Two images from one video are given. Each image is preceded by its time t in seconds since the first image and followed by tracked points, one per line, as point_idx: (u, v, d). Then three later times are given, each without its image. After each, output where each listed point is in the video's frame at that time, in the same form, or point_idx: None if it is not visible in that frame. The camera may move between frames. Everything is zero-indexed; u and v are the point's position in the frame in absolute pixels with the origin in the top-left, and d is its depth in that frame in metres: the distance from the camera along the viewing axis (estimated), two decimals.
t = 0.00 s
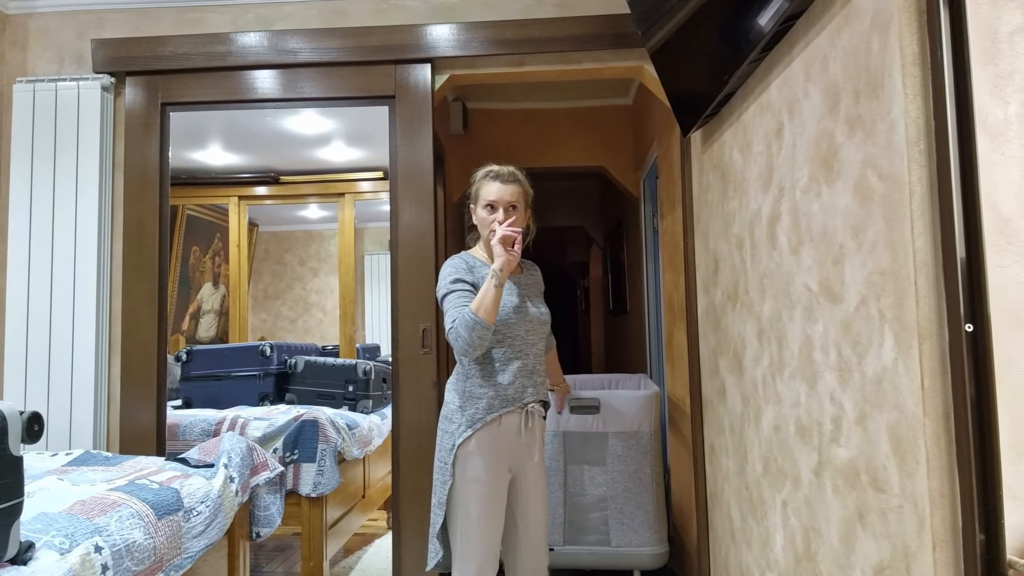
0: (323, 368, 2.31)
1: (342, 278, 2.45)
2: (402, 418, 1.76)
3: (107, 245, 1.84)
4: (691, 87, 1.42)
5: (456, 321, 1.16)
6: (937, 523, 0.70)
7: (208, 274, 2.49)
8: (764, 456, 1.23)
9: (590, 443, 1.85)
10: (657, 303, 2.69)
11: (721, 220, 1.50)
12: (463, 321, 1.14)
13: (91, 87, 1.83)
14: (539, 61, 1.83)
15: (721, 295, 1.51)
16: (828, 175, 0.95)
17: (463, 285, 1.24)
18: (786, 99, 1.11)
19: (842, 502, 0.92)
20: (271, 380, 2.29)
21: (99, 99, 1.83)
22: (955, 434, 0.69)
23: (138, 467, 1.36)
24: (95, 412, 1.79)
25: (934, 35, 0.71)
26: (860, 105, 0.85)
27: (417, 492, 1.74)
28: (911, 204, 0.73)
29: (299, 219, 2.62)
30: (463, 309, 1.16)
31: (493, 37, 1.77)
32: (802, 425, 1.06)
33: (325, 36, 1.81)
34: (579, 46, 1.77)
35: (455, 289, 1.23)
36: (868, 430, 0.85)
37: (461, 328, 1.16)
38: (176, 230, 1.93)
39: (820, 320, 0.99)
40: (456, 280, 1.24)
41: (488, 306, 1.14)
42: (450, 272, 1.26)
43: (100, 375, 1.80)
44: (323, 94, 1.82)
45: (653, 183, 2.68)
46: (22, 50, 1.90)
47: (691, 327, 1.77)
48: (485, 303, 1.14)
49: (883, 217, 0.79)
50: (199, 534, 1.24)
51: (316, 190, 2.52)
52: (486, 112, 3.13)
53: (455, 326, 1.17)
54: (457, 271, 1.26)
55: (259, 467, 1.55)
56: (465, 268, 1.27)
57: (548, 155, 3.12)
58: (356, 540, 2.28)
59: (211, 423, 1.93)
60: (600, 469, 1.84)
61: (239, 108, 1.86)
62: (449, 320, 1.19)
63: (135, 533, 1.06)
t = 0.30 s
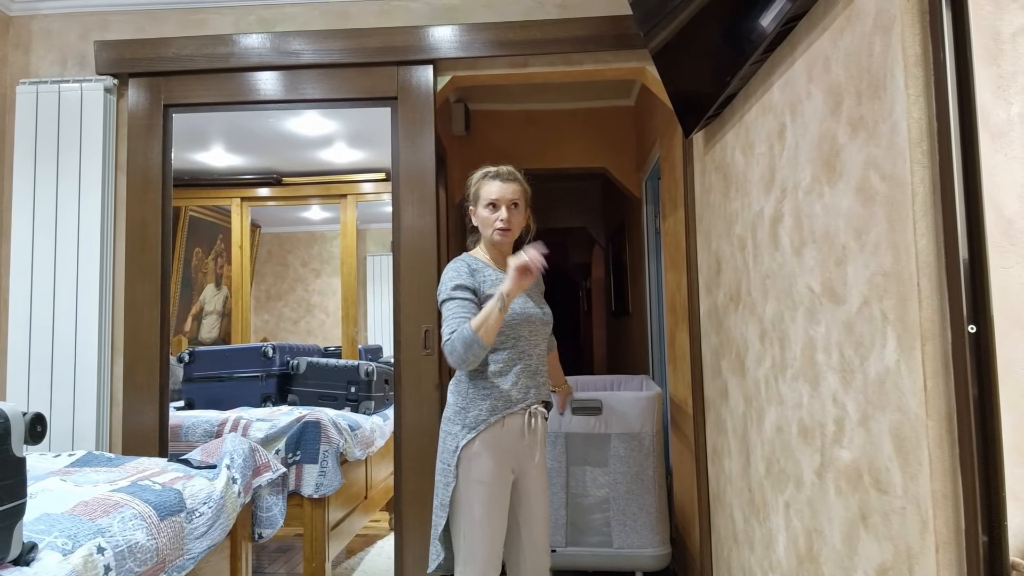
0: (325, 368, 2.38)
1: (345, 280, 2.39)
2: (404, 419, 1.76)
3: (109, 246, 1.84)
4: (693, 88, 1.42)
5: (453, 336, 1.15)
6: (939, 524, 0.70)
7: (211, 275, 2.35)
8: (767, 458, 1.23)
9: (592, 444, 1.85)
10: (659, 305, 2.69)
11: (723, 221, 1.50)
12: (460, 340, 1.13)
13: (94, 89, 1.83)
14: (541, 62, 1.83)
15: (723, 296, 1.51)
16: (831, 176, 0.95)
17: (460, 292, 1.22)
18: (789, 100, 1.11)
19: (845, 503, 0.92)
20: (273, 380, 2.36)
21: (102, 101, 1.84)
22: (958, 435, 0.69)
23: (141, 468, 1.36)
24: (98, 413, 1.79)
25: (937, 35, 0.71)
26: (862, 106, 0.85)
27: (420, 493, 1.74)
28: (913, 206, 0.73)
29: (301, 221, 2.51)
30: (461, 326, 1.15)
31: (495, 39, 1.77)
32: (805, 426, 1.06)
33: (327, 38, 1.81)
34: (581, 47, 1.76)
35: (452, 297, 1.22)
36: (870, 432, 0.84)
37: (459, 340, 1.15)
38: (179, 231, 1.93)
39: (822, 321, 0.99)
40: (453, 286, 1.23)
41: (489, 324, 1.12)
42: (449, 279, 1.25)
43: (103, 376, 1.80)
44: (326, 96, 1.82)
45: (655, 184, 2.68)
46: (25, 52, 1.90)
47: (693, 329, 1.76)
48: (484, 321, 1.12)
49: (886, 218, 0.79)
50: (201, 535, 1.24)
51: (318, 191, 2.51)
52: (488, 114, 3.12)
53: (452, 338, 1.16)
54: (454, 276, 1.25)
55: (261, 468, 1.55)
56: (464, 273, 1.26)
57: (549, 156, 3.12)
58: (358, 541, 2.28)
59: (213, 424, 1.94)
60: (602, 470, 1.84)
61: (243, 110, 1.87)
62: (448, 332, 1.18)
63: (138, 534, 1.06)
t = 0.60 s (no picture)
0: (327, 369, 2.37)
1: (346, 282, 2.35)
2: (406, 421, 1.76)
3: (112, 248, 1.85)
4: (695, 89, 1.42)
5: (433, 366, 1.14)
6: (942, 525, 0.70)
7: (213, 275, 2.37)
8: (770, 460, 1.23)
9: (594, 446, 1.85)
10: (661, 306, 2.68)
11: (725, 222, 1.50)
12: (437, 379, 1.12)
13: (97, 90, 1.83)
14: (543, 63, 1.82)
15: (725, 297, 1.51)
16: (833, 177, 0.95)
17: (456, 299, 1.19)
18: (791, 101, 1.11)
19: (847, 505, 0.92)
20: (275, 381, 2.36)
21: (104, 102, 1.84)
22: (961, 436, 0.69)
23: (143, 469, 1.36)
24: (101, 414, 1.79)
25: (938, 36, 0.71)
26: (864, 107, 0.85)
27: (422, 493, 1.74)
28: (915, 206, 0.73)
29: (303, 222, 2.47)
30: (443, 363, 1.13)
31: (497, 40, 1.78)
32: (807, 428, 1.06)
33: (329, 40, 1.82)
34: (583, 48, 1.77)
35: (445, 307, 1.18)
36: (872, 433, 0.84)
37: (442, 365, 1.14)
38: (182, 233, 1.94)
39: (824, 322, 0.99)
40: (448, 295, 1.19)
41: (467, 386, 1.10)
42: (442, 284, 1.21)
43: (106, 377, 1.80)
44: (328, 97, 1.82)
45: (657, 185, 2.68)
46: (28, 53, 1.90)
47: (695, 331, 1.76)
48: (461, 379, 1.11)
49: (889, 219, 0.79)
50: (204, 536, 1.24)
51: (319, 192, 2.48)
52: (490, 115, 3.12)
53: (437, 357, 1.15)
54: (451, 280, 1.21)
55: (263, 469, 1.55)
56: (458, 278, 1.22)
57: (552, 157, 3.12)
58: (360, 543, 2.28)
59: (216, 426, 1.93)
60: (605, 472, 1.84)
61: (245, 111, 1.87)
62: (432, 348, 1.16)
63: (140, 535, 1.06)
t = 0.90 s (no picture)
0: (329, 371, 2.31)
1: (351, 285, 2.51)
2: (409, 422, 1.76)
3: (115, 250, 1.85)
4: (697, 92, 1.42)
5: (431, 387, 1.16)
6: (946, 529, 0.70)
7: (215, 278, 2.54)
8: (772, 462, 1.23)
9: (597, 449, 1.84)
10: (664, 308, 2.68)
11: (727, 224, 1.51)
12: (435, 401, 1.15)
13: (100, 93, 1.84)
14: (545, 65, 1.82)
15: (728, 299, 1.51)
16: (836, 179, 0.95)
17: (454, 308, 1.18)
18: (793, 103, 1.11)
19: (850, 508, 0.92)
20: (277, 385, 2.28)
21: (108, 105, 1.84)
22: (965, 439, 0.69)
23: (146, 471, 1.37)
24: (104, 416, 1.80)
25: (941, 38, 0.71)
26: (867, 109, 0.85)
27: (424, 495, 1.74)
28: (918, 208, 0.72)
29: (305, 224, 2.66)
30: (442, 384, 1.15)
31: (499, 42, 1.78)
32: (810, 430, 1.05)
33: (332, 42, 1.82)
34: (585, 50, 1.77)
35: (443, 317, 1.18)
36: (876, 435, 0.84)
37: (439, 384, 1.15)
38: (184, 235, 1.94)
39: (827, 324, 0.99)
40: (446, 305, 1.18)
41: (457, 425, 1.14)
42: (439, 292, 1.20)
43: (110, 379, 1.81)
44: (330, 99, 1.83)
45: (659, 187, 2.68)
46: (32, 56, 1.91)
47: (698, 333, 1.76)
48: (457, 408, 1.14)
49: (892, 222, 0.79)
50: (206, 539, 1.24)
51: (321, 195, 2.58)
52: (493, 118, 3.13)
53: (435, 374, 1.16)
54: (450, 287, 1.20)
55: (266, 471, 1.55)
56: (456, 284, 1.21)
57: (554, 159, 3.12)
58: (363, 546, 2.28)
59: (219, 428, 1.94)
60: (607, 474, 1.84)
61: (248, 114, 1.87)
62: (431, 363, 1.17)
63: (143, 537, 1.06)
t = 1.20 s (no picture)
0: (333, 373, 2.31)
1: (353, 287, 2.50)
2: (412, 424, 1.76)
3: (119, 252, 1.86)
4: (700, 93, 1.42)
5: (445, 393, 1.14)
6: (950, 531, 0.70)
7: (219, 280, 2.57)
8: (776, 464, 1.23)
9: (600, 450, 1.84)
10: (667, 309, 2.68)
11: (730, 226, 1.51)
12: (449, 408, 1.13)
13: (105, 95, 1.85)
14: (548, 66, 1.82)
15: (731, 301, 1.51)
16: (839, 181, 0.95)
17: (471, 312, 1.16)
18: (796, 104, 1.11)
19: (854, 509, 0.92)
20: (281, 386, 2.28)
21: (111, 107, 1.85)
22: (969, 440, 0.69)
23: (149, 472, 1.37)
24: (107, 417, 1.80)
25: (945, 39, 0.71)
26: (871, 110, 0.85)
27: (428, 496, 1.74)
28: (923, 210, 0.73)
29: (309, 226, 2.70)
30: (458, 391, 1.13)
31: (502, 44, 1.78)
32: (814, 431, 1.05)
33: (336, 44, 1.82)
34: (588, 52, 1.77)
35: (459, 321, 1.16)
36: (880, 437, 0.84)
37: (454, 390, 1.13)
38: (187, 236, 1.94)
39: (831, 326, 0.98)
40: (462, 309, 1.16)
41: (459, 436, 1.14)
42: (455, 294, 1.17)
43: (113, 381, 1.81)
44: (333, 101, 1.83)
45: (663, 188, 2.67)
46: (36, 59, 1.92)
47: (701, 335, 1.76)
48: (471, 416, 1.14)
49: (895, 223, 0.79)
50: (209, 540, 1.24)
51: (326, 197, 2.57)
52: (495, 119, 3.13)
53: (450, 380, 1.14)
54: (466, 289, 1.17)
55: (269, 473, 1.56)
56: (472, 286, 1.18)
57: (557, 160, 3.11)
58: (365, 547, 2.28)
59: (222, 429, 1.94)
60: (611, 477, 1.83)
61: (251, 116, 1.88)
62: (445, 368, 1.14)
63: (147, 538, 1.06)
